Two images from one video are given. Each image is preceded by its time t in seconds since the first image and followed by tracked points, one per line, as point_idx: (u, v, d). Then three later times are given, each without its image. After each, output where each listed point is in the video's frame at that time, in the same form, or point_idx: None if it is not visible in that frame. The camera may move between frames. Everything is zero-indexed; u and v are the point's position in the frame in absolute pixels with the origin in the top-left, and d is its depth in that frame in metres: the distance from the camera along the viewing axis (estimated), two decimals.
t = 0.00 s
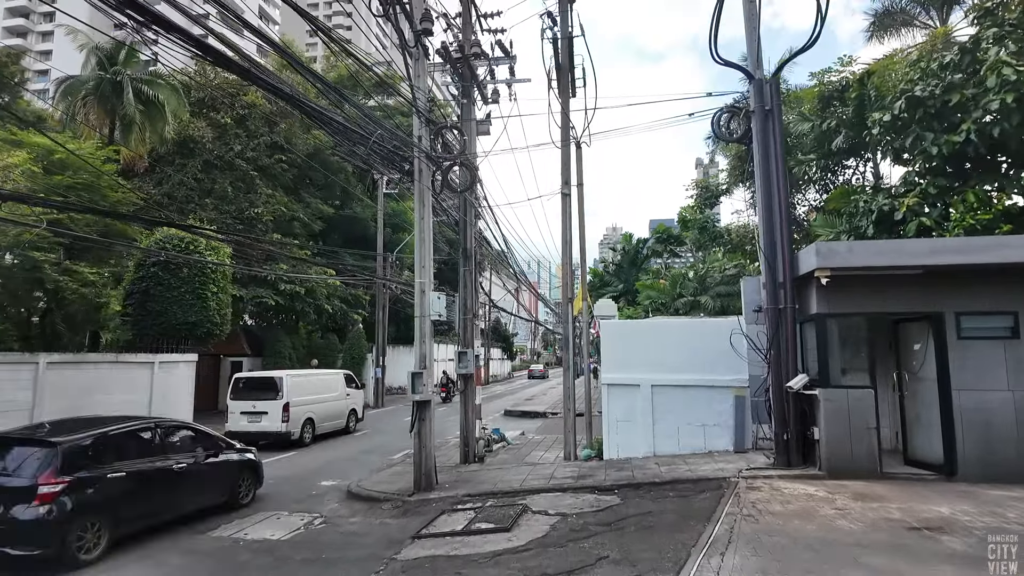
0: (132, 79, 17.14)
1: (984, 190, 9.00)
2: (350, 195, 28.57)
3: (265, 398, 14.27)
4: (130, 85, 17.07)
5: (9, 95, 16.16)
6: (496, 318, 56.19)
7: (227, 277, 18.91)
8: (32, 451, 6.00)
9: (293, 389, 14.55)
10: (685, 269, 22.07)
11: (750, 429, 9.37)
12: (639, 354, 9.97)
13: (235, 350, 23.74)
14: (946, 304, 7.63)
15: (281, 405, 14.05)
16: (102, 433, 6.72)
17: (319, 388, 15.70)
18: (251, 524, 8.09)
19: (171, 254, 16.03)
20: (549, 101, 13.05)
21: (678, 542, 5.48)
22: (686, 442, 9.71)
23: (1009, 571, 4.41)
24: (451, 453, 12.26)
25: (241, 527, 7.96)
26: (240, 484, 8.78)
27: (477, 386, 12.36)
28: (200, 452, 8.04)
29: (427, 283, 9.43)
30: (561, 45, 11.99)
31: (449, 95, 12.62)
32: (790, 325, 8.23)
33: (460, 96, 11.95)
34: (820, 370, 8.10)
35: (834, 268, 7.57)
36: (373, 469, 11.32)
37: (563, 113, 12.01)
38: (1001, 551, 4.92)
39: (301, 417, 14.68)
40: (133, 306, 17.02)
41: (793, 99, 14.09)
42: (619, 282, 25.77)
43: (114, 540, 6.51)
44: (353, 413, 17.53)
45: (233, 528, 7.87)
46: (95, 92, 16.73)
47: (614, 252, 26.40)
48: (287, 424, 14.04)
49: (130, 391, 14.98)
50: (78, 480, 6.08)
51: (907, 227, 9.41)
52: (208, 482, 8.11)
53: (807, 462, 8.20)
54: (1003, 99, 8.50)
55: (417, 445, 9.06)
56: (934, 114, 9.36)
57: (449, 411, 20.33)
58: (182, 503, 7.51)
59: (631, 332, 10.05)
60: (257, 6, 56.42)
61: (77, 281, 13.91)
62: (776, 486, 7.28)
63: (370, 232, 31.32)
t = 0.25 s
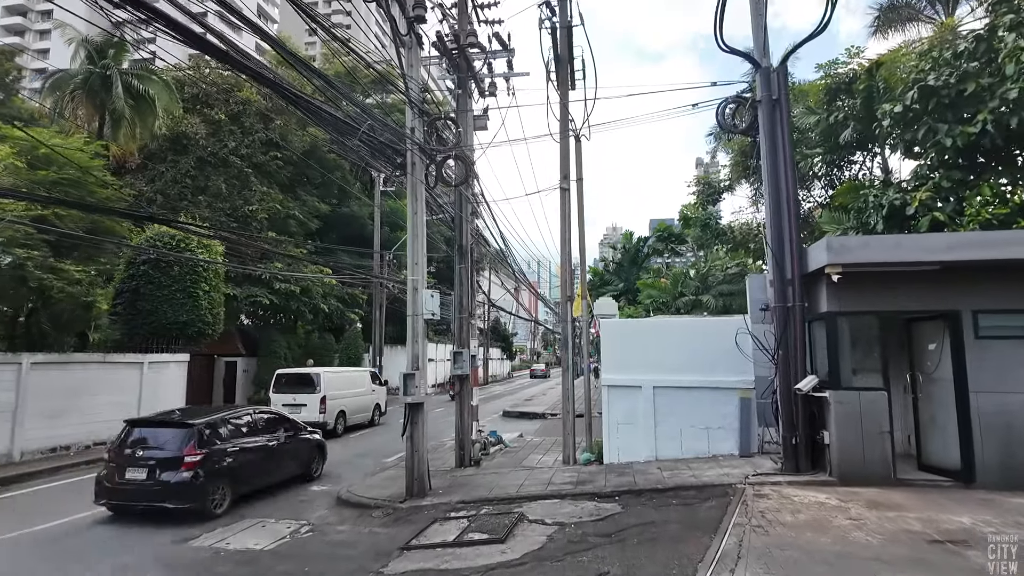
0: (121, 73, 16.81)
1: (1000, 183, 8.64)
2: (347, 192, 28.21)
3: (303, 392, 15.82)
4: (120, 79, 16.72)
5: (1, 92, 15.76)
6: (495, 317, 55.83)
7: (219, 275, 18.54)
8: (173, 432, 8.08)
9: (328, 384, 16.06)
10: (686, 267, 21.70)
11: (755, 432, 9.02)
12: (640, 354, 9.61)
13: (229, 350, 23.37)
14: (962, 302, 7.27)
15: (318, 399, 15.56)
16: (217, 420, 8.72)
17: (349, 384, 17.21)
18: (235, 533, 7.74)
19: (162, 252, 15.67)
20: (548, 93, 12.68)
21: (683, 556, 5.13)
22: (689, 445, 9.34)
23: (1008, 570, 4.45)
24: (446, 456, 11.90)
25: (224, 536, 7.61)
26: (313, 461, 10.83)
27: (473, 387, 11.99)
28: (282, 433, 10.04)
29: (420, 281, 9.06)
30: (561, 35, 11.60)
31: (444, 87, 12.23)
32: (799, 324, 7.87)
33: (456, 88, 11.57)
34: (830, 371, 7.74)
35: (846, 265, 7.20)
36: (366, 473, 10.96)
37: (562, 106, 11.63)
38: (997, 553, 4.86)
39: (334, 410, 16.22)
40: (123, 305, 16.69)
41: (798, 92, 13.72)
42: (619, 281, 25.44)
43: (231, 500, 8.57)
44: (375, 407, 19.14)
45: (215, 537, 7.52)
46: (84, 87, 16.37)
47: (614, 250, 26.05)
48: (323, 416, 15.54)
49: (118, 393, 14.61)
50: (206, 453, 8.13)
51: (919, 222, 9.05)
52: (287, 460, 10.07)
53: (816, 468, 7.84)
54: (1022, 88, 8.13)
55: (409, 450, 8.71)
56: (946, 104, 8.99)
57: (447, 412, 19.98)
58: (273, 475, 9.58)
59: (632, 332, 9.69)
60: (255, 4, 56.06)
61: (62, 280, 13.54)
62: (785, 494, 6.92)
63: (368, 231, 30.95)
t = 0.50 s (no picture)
0: (111, 67, 16.51)
1: (1013, 177, 8.36)
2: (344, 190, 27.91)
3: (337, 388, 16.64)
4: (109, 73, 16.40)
5: None
6: (494, 317, 55.49)
7: (212, 274, 18.20)
8: (259, 419, 10.31)
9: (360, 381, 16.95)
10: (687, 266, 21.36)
11: (759, 435, 8.70)
12: (640, 354, 9.30)
13: (223, 350, 23.03)
14: (977, 299, 6.96)
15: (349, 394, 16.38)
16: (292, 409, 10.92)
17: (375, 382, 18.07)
18: (216, 541, 7.40)
19: (153, 249, 15.37)
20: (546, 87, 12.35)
21: (686, 569, 4.79)
22: (691, 449, 9.02)
23: (1008, 572, 4.41)
24: (441, 459, 11.57)
25: (205, 543, 7.27)
26: (363, 444, 13.00)
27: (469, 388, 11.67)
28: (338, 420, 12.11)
29: (412, 278, 8.73)
30: (559, 25, 11.27)
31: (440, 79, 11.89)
32: (806, 322, 7.55)
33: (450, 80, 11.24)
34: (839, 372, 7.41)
35: (856, 260, 6.87)
36: (357, 477, 10.64)
37: (561, 98, 11.31)
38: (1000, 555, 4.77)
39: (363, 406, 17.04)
40: (112, 304, 16.37)
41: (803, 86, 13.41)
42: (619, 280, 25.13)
43: (307, 471, 10.86)
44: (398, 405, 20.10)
45: (196, 545, 7.19)
46: (73, 81, 16.07)
47: (614, 249, 25.75)
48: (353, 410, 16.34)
49: (107, 393, 14.28)
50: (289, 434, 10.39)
51: (931, 217, 8.73)
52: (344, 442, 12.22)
53: (824, 473, 7.51)
54: None
55: (400, 453, 8.38)
56: (958, 94, 8.69)
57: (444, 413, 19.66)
58: (334, 455, 11.76)
59: (632, 331, 9.38)
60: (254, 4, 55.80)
61: (48, 278, 13.20)
62: (793, 501, 6.59)
63: (365, 230, 30.61)
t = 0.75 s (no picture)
0: (103, 63, 16.11)
1: None
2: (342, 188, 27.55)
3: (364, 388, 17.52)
4: (100, 69, 16.00)
5: None
6: (494, 317, 55.07)
7: (206, 273, 17.86)
8: (326, 408, 12.41)
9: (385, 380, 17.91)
10: (690, 265, 20.98)
11: (767, 438, 8.37)
12: (644, 354, 8.97)
13: (218, 351, 22.68)
14: (999, 298, 6.60)
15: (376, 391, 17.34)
16: (350, 402, 13.04)
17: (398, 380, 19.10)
18: (199, 550, 7.07)
19: (145, 248, 15.05)
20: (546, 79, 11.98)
21: None
22: (696, 453, 8.69)
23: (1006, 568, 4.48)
24: (437, 463, 11.22)
25: (187, 553, 6.93)
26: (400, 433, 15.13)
27: (466, 389, 11.34)
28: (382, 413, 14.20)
29: (405, 276, 8.39)
30: (560, 15, 10.90)
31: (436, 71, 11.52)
32: (817, 321, 7.20)
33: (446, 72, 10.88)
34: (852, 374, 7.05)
35: (871, 256, 6.53)
36: (350, 481, 10.30)
37: (561, 90, 10.95)
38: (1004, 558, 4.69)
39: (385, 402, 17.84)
40: (104, 302, 16.03)
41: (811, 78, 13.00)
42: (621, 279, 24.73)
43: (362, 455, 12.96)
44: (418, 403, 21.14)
45: (176, 556, 6.85)
46: (63, 76, 15.70)
47: (616, 248, 25.37)
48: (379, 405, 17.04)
49: (96, 395, 13.94)
50: (350, 422, 12.54)
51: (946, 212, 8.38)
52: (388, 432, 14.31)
53: (836, 480, 7.16)
54: None
55: (392, 458, 8.03)
56: (975, 84, 8.38)
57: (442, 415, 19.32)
58: (380, 442, 13.86)
59: (635, 330, 9.06)
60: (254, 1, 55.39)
61: (34, 276, 12.86)
62: (804, 509, 6.25)
63: (363, 228, 30.24)
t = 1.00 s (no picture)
0: (94, 55, 15.97)
1: None
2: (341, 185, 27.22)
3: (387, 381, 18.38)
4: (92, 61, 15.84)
5: None
6: (495, 316, 54.72)
7: (201, 270, 17.56)
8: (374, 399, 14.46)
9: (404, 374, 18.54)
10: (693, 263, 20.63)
11: (775, 439, 8.05)
12: (648, 352, 8.65)
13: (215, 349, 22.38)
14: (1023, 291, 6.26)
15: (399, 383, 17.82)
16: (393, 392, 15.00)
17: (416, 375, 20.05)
18: (182, 555, 6.76)
19: (137, 244, 14.76)
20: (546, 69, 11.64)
21: None
22: (701, 455, 8.36)
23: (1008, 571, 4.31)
24: (434, 465, 10.89)
25: (169, 559, 6.62)
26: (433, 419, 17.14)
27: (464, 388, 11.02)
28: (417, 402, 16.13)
29: (399, 269, 8.07)
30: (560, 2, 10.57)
31: (433, 61, 11.20)
32: (830, 317, 6.87)
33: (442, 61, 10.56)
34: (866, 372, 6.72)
35: (888, 248, 6.19)
36: (344, 483, 9.98)
37: (562, 79, 10.62)
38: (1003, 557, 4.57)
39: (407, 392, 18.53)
40: (95, 300, 15.64)
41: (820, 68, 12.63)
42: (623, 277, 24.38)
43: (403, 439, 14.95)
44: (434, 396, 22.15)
45: (157, 562, 6.54)
46: (54, 68, 15.53)
47: (618, 245, 25.03)
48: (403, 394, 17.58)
49: (87, 394, 13.64)
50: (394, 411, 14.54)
51: (962, 203, 8.04)
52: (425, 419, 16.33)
53: (849, 482, 6.82)
54: None
55: (386, 459, 7.71)
56: (994, 68, 8.07)
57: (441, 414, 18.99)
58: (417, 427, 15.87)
59: (638, 327, 8.74)
60: None
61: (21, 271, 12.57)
62: (817, 514, 5.92)
63: (362, 226, 29.92)
